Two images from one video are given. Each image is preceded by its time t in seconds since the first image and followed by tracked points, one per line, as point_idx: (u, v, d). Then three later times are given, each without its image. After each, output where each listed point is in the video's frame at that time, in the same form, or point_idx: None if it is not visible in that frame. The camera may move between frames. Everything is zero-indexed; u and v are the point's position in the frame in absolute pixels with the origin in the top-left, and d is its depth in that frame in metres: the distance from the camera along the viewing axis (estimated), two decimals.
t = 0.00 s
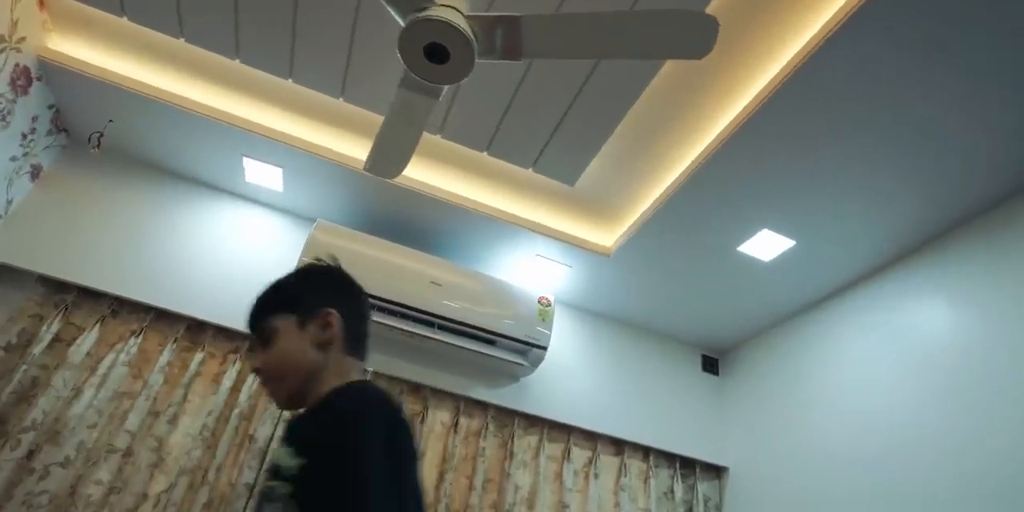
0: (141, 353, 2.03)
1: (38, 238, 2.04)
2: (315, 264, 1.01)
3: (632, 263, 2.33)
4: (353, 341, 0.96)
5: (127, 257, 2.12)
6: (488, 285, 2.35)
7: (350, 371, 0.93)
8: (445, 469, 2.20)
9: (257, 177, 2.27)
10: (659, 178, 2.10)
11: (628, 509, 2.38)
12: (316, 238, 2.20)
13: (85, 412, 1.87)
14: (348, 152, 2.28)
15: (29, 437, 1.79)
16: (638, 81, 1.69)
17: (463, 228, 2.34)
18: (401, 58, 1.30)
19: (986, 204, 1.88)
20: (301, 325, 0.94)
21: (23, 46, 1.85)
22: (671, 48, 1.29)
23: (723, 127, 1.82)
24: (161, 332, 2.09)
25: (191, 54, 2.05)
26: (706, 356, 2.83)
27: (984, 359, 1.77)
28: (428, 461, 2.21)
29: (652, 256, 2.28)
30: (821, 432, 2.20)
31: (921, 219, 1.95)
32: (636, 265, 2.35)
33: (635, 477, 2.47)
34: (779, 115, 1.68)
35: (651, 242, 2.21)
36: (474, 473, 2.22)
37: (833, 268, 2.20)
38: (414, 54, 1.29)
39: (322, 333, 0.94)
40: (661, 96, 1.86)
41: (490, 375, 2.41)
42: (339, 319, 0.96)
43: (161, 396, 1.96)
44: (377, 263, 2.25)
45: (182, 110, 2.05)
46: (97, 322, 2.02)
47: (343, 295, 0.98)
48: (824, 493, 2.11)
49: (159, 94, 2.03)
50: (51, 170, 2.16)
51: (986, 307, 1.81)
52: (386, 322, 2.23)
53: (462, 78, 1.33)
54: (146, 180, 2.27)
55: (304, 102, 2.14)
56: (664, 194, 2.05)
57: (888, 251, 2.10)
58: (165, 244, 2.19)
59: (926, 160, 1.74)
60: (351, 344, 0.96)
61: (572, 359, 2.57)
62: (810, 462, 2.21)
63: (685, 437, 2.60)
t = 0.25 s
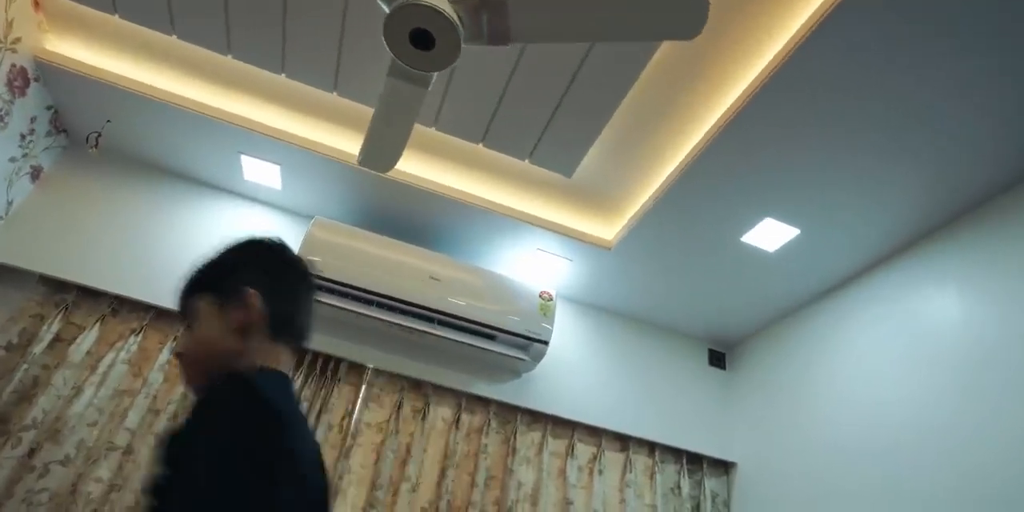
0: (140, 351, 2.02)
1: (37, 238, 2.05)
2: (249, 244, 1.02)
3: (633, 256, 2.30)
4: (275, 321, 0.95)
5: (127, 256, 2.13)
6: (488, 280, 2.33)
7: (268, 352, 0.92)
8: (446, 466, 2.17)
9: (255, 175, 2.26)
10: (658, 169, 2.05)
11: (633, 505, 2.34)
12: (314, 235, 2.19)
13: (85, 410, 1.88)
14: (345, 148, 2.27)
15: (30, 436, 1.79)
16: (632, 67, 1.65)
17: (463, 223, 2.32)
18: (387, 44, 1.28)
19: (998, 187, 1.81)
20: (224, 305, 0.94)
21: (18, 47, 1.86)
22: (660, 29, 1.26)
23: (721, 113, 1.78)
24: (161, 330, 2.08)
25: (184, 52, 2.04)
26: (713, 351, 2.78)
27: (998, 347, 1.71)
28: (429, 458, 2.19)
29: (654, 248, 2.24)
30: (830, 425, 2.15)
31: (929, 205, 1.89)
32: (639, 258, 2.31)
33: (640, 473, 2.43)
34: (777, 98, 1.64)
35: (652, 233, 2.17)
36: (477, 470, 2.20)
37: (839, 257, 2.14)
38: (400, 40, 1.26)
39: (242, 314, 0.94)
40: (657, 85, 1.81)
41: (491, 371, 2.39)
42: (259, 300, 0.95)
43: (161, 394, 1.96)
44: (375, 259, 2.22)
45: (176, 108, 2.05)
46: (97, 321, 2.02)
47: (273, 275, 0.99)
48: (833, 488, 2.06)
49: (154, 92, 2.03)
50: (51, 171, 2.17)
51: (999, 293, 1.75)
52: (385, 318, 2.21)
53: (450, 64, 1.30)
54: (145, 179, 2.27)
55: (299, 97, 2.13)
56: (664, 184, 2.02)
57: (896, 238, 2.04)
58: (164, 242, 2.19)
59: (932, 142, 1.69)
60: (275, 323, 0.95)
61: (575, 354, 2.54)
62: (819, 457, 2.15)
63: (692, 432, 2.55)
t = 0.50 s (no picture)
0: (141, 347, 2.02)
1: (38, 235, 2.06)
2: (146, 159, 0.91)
3: (636, 246, 2.26)
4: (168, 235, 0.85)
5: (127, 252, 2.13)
6: (489, 272, 2.31)
7: (161, 267, 0.83)
8: (449, 459, 2.15)
9: (253, 169, 2.26)
10: (659, 157, 2.00)
11: (640, 498, 2.31)
12: (312, 229, 2.18)
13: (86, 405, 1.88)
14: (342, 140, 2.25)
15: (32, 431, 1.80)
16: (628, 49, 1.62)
17: (462, 214, 2.29)
18: (374, 31, 1.25)
19: (1012, 167, 1.75)
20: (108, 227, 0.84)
21: (16, 44, 1.87)
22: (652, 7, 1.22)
23: (721, 94, 1.74)
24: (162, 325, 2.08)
25: (179, 45, 2.04)
26: (720, 342, 2.74)
27: (1012, 332, 1.65)
28: (432, 451, 2.18)
29: (657, 237, 2.20)
30: (839, 415, 2.10)
31: (940, 187, 1.83)
32: (642, 248, 2.27)
33: (647, 466, 2.39)
34: (778, 79, 1.59)
35: (654, 222, 2.13)
36: (479, 464, 2.18)
37: (848, 244, 2.09)
38: (387, 26, 1.24)
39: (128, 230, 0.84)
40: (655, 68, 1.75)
41: (494, 364, 2.36)
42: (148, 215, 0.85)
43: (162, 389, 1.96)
44: (374, 252, 2.21)
45: (172, 103, 2.04)
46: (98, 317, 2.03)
47: (168, 190, 0.88)
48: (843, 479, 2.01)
49: (151, 86, 2.03)
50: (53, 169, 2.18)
51: (1013, 277, 1.69)
52: (385, 311, 2.19)
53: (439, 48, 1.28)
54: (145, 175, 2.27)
55: (295, 88, 2.11)
56: (664, 171, 1.97)
57: (906, 223, 1.98)
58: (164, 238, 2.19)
59: (942, 122, 1.63)
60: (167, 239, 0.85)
61: (579, 347, 2.51)
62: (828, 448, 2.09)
63: (699, 424, 2.51)
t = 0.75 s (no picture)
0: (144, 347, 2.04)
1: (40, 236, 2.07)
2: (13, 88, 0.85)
3: (637, 239, 2.23)
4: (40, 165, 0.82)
5: (129, 252, 2.14)
6: (489, 268, 2.29)
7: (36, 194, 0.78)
8: (451, 456, 2.14)
9: (253, 168, 2.26)
10: (657, 147, 1.97)
11: (645, 495, 2.28)
12: (311, 226, 2.17)
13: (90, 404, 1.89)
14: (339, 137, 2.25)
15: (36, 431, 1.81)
16: (621, 37, 1.59)
17: (462, 210, 2.28)
18: (360, 20, 1.24)
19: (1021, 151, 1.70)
20: None
21: (15, 47, 1.88)
22: None
23: (718, 82, 1.71)
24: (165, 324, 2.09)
25: (175, 45, 2.04)
26: (727, 336, 2.70)
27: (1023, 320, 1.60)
28: (434, 448, 2.17)
29: (659, 230, 2.17)
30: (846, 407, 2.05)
31: (948, 173, 1.79)
32: (643, 241, 2.24)
33: (653, 462, 2.37)
34: (776, 65, 1.56)
35: (655, 215, 2.10)
36: (482, 460, 2.16)
37: (854, 233, 2.04)
38: (372, 14, 1.23)
39: None
40: (651, 58, 1.72)
41: (496, 360, 2.35)
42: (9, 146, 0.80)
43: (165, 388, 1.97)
44: (374, 248, 2.20)
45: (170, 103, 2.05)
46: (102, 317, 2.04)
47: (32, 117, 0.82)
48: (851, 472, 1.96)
49: (149, 87, 2.04)
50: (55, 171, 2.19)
51: None
52: (385, 308, 2.19)
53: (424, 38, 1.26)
54: (147, 176, 2.29)
55: (292, 86, 2.12)
56: (663, 162, 1.95)
57: (913, 211, 1.93)
58: (165, 238, 2.20)
59: (947, 105, 1.59)
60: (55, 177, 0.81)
61: (582, 342, 2.49)
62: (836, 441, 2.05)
63: (706, 419, 2.48)
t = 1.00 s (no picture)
0: (145, 351, 2.05)
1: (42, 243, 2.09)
2: None
3: (636, 236, 2.21)
4: None
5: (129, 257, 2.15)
6: (488, 268, 2.28)
7: None
8: (451, 457, 2.13)
9: (251, 172, 2.27)
10: (653, 142, 1.95)
11: (649, 495, 2.25)
12: (308, 229, 2.17)
13: (91, 409, 1.90)
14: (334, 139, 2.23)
15: (38, 436, 1.83)
16: (611, 31, 1.58)
17: (459, 210, 2.27)
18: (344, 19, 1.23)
19: None
20: None
21: (14, 57, 1.92)
22: None
23: (712, 74, 1.68)
24: (166, 329, 2.11)
25: (166, 49, 2.03)
26: (731, 333, 2.67)
27: None
28: (435, 450, 2.16)
29: (658, 227, 2.15)
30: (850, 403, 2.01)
31: (951, 163, 1.75)
32: (643, 239, 2.22)
33: (657, 462, 2.34)
34: (767, 56, 1.54)
35: (653, 211, 2.08)
36: (483, 462, 2.15)
37: (856, 227, 2.00)
38: (356, 13, 1.22)
39: None
40: (643, 50, 1.70)
41: (497, 360, 2.33)
42: None
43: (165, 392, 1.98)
44: (372, 250, 2.20)
45: (165, 108, 2.05)
46: (103, 322, 2.06)
47: None
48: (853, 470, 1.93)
49: (146, 93, 2.04)
50: (57, 180, 2.21)
51: None
52: (384, 309, 2.18)
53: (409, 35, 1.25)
54: (148, 181, 2.30)
55: (288, 89, 2.11)
56: (659, 157, 1.93)
57: (917, 202, 1.89)
58: (164, 242, 2.20)
59: (947, 93, 1.55)
60: None
61: (583, 341, 2.47)
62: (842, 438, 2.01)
63: (711, 418, 2.44)
